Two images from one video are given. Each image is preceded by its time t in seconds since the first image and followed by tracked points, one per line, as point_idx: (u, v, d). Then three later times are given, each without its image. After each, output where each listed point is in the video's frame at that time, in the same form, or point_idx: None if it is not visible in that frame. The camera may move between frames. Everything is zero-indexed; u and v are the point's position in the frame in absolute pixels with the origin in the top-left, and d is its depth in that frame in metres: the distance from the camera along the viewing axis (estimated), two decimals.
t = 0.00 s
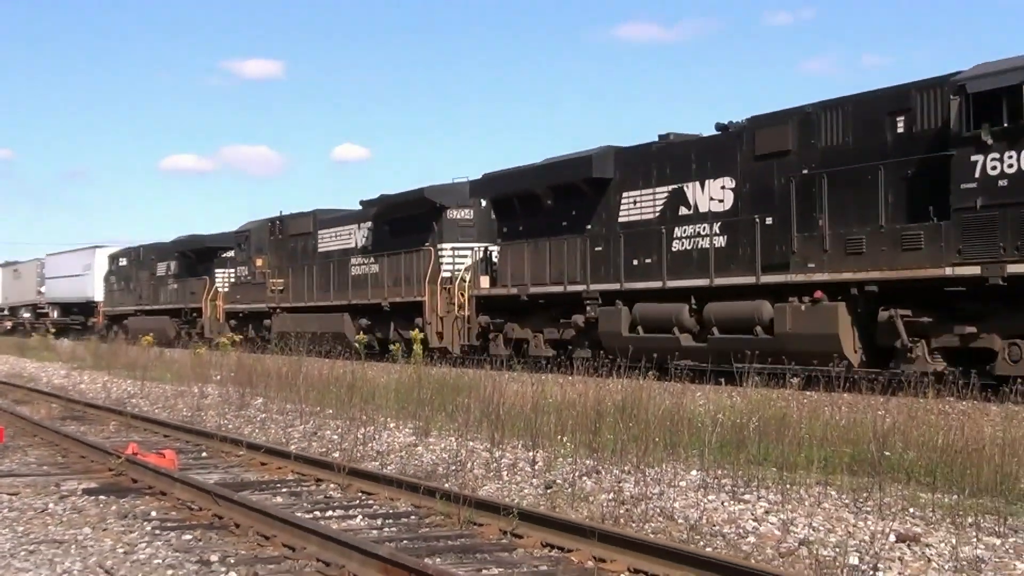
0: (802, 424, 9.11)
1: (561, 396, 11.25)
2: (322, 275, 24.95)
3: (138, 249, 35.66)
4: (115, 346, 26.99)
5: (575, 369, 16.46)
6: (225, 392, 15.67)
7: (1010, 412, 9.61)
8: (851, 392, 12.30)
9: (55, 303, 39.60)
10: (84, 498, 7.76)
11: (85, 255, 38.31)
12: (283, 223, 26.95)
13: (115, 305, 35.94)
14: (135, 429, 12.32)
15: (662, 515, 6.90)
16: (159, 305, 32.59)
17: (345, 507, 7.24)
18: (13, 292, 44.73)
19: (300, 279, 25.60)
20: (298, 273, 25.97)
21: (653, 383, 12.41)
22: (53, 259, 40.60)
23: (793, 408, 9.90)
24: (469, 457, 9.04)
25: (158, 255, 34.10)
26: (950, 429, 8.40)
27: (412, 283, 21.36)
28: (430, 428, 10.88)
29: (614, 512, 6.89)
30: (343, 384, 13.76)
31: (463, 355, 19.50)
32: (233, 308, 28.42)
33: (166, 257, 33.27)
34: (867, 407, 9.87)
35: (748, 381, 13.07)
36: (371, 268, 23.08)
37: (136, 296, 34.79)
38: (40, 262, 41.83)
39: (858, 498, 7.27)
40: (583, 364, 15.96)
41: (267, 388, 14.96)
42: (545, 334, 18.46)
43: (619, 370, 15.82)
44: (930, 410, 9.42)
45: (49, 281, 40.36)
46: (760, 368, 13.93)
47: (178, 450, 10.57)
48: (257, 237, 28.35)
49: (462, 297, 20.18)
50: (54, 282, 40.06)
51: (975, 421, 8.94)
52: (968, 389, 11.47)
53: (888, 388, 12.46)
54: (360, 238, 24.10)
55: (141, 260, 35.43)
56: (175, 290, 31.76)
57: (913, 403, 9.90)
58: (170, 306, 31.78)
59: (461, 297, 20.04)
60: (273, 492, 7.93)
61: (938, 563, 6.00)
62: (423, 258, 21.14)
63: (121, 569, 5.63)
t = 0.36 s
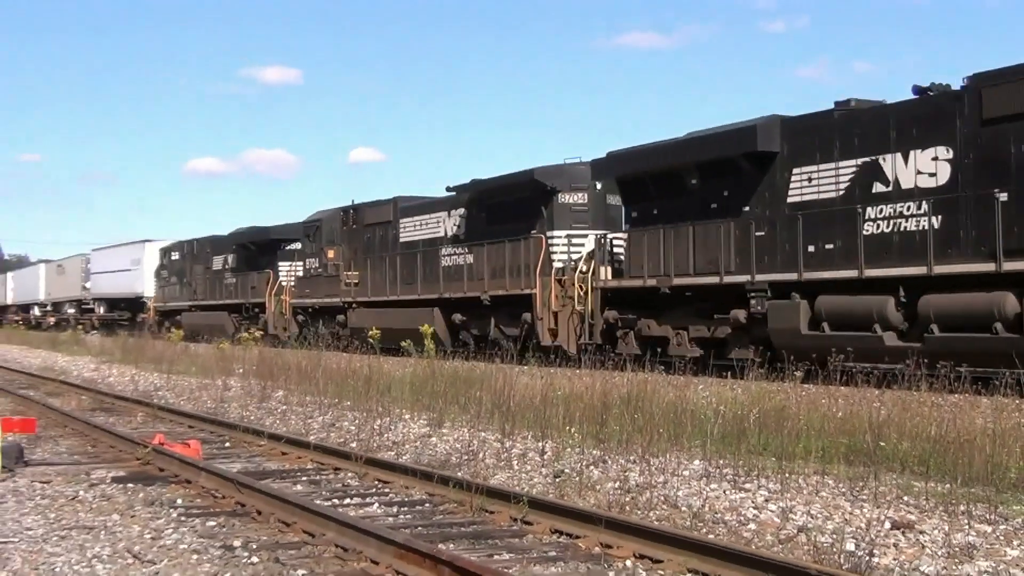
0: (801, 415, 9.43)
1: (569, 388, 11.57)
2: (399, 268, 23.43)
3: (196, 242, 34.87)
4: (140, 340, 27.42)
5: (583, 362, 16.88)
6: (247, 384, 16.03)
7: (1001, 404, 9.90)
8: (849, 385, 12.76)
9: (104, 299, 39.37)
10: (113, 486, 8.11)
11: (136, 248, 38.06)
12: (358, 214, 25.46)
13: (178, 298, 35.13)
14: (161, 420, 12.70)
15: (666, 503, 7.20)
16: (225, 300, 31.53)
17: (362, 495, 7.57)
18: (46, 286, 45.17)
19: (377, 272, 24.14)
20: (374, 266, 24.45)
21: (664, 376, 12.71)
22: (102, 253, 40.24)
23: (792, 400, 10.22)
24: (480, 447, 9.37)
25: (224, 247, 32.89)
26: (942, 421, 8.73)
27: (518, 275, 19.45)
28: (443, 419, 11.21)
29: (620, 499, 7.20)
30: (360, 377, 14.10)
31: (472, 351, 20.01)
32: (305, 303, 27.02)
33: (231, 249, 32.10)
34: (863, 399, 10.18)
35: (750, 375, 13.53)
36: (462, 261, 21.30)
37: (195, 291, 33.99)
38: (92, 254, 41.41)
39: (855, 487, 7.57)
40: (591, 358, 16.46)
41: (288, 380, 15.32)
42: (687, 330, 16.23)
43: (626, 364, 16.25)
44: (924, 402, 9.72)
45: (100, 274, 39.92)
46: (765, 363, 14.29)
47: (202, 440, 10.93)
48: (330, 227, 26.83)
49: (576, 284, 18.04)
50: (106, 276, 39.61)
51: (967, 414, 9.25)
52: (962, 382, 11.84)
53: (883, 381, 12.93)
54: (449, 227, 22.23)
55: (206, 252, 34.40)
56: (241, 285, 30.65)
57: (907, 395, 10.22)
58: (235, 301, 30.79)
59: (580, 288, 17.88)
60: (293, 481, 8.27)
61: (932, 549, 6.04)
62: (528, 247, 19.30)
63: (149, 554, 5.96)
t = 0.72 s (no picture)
0: (812, 412, 9.43)
1: (581, 385, 11.55)
2: (483, 256, 20.85)
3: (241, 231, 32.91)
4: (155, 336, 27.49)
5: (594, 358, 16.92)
6: (260, 380, 16.06)
7: (1013, 401, 9.89)
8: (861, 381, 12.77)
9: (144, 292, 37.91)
10: (126, 482, 8.14)
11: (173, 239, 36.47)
12: (433, 196, 22.95)
13: (224, 290, 33.14)
14: (174, 415, 12.75)
15: (678, 499, 7.19)
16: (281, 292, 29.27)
17: (374, 491, 7.59)
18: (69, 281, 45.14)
19: (460, 260, 21.63)
20: (454, 255, 21.96)
21: (676, 372, 12.70)
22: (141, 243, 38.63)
23: (804, 396, 10.22)
24: (492, 443, 9.38)
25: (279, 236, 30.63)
26: (955, 417, 8.72)
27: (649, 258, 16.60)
28: (455, 415, 11.23)
29: (632, 496, 7.19)
30: (372, 373, 14.12)
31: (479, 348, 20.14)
32: (372, 296, 24.62)
33: (286, 237, 29.91)
34: (874, 396, 10.18)
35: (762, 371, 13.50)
36: (571, 247, 18.54)
37: (241, 284, 32.05)
38: (131, 243, 39.82)
39: (867, 483, 7.56)
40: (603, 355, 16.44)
41: (300, 376, 15.35)
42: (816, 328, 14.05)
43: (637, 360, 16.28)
44: (937, 399, 9.70)
45: (140, 265, 38.32)
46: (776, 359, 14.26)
47: (215, 436, 10.96)
48: (402, 211, 24.06)
49: (731, 272, 15.00)
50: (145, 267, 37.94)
51: (980, 410, 9.24)
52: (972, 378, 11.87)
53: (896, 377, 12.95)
54: (557, 210, 19.12)
55: (255, 241, 32.17)
56: (299, 276, 28.39)
57: (919, 392, 10.20)
58: (290, 294, 28.56)
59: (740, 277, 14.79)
60: (306, 476, 8.29)
61: (944, 545, 6.05)
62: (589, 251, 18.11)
63: (162, 549, 5.98)
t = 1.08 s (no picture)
0: (820, 412, 9.44)
1: (587, 384, 11.55)
2: (596, 249, 18.04)
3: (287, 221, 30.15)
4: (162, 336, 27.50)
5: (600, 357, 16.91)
6: (266, 381, 16.06)
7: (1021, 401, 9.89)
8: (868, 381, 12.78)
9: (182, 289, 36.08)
10: (133, 482, 8.15)
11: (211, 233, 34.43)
12: (528, 178, 20.09)
13: (268, 286, 30.62)
14: (181, 415, 12.77)
15: (684, 498, 7.19)
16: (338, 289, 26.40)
17: (381, 490, 7.59)
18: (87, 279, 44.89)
19: (564, 252, 18.82)
20: (555, 246, 19.12)
21: (682, 372, 12.68)
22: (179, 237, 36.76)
23: (811, 395, 10.23)
24: (498, 443, 9.38)
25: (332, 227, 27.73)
26: (962, 416, 8.73)
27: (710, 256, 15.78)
28: (462, 415, 11.23)
29: (639, 495, 7.19)
30: (378, 373, 14.12)
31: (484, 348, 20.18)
32: (449, 292, 21.79)
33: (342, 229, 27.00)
34: (881, 395, 10.20)
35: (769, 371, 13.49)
36: (716, 235, 15.70)
37: (287, 280, 29.39)
38: (168, 236, 37.83)
39: (873, 483, 7.56)
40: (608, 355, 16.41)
41: (307, 377, 15.35)
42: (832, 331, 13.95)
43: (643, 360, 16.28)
44: (944, 398, 9.71)
45: (179, 260, 36.27)
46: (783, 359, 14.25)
47: (222, 435, 10.96)
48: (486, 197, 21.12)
49: (949, 261, 12.50)
50: (185, 263, 35.89)
51: (987, 410, 9.25)
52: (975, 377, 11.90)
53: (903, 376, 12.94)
54: (693, 190, 16.25)
55: (303, 233, 29.27)
56: (357, 271, 25.44)
57: (925, 392, 10.22)
58: (348, 291, 25.83)
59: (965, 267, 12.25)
60: (313, 476, 8.30)
61: (950, 545, 6.04)
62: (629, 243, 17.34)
63: (169, 548, 5.99)
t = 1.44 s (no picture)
0: (824, 412, 9.44)
1: (592, 384, 11.54)
2: (748, 235, 15.45)
3: (338, 212, 28.07)
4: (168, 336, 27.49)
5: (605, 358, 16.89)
6: (271, 380, 16.06)
7: None
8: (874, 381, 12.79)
9: (215, 284, 34.22)
10: (138, 481, 8.15)
11: (251, 226, 32.55)
12: (648, 154, 17.38)
13: (322, 283, 28.40)
14: (187, 414, 12.77)
15: (689, 498, 7.19)
16: (411, 284, 24.05)
17: (386, 490, 7.59)
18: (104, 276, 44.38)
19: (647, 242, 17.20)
20: (688, 233, 16.50)
21: (688, 372, 12.67)
22: (212, 229, 34.91)
23: (817, 394, 10.24)
24: (503, 442, 9.38)
25: (402, 214, 25.15)
26: (967, 416, 8.73)
27: (733, 254, 15.71)
28: (467, 414, 11.23)
29: (644, 495, 7.18)
30: (383, 373, 14.11)
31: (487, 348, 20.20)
32: (549, 288, 19.14)
33: (409, 219, 24.68)
34: (886, 394, 10.21)
35: (775, 370, 13.51)
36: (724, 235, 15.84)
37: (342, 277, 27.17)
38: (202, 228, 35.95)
39: (879, 483, 7.55)
40: (614, 355, 16.43)
41: (312, 376, 15.34)
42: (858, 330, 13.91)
43: (647, 360, 16.25)
44: (950, 397, 9.73)
45: (215, 254, 34.35)
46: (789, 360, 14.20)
47: (227, 435, 10.95)
48: (600, 177, 18.22)
49: None
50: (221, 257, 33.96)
51: (992, 409, 9.25)
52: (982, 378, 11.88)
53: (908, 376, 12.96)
54: (884, 162, 13.74)
55: (364, 223, 26.79)
56: (434, 266, 23.18)
57: (931, 391, 10.23)
58: (421, 287, 23.63)
59: None
60: (317, 476, 8.30)
61: (956, 545, 6.04)
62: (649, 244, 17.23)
63: (175, 548, 6.00)
